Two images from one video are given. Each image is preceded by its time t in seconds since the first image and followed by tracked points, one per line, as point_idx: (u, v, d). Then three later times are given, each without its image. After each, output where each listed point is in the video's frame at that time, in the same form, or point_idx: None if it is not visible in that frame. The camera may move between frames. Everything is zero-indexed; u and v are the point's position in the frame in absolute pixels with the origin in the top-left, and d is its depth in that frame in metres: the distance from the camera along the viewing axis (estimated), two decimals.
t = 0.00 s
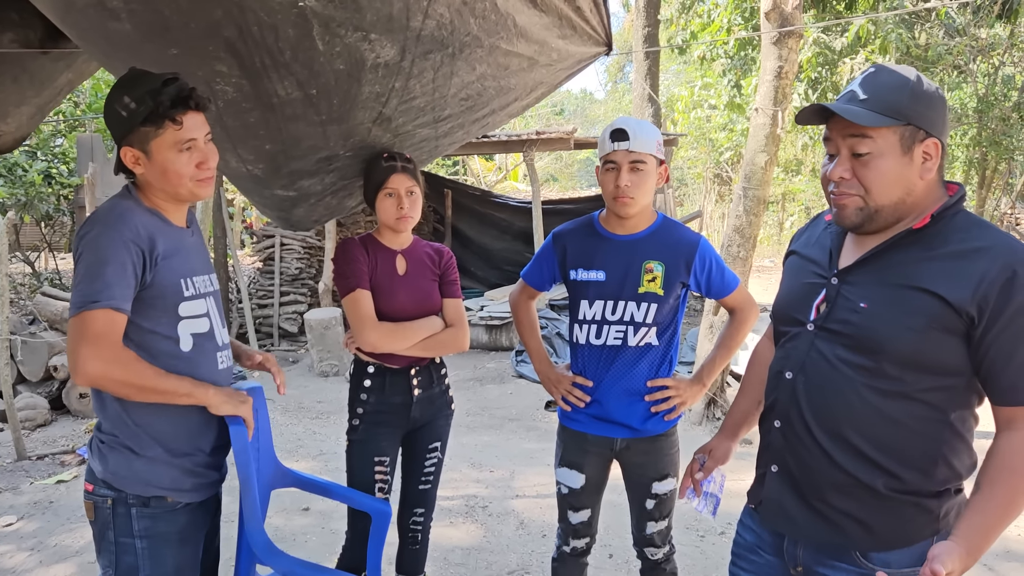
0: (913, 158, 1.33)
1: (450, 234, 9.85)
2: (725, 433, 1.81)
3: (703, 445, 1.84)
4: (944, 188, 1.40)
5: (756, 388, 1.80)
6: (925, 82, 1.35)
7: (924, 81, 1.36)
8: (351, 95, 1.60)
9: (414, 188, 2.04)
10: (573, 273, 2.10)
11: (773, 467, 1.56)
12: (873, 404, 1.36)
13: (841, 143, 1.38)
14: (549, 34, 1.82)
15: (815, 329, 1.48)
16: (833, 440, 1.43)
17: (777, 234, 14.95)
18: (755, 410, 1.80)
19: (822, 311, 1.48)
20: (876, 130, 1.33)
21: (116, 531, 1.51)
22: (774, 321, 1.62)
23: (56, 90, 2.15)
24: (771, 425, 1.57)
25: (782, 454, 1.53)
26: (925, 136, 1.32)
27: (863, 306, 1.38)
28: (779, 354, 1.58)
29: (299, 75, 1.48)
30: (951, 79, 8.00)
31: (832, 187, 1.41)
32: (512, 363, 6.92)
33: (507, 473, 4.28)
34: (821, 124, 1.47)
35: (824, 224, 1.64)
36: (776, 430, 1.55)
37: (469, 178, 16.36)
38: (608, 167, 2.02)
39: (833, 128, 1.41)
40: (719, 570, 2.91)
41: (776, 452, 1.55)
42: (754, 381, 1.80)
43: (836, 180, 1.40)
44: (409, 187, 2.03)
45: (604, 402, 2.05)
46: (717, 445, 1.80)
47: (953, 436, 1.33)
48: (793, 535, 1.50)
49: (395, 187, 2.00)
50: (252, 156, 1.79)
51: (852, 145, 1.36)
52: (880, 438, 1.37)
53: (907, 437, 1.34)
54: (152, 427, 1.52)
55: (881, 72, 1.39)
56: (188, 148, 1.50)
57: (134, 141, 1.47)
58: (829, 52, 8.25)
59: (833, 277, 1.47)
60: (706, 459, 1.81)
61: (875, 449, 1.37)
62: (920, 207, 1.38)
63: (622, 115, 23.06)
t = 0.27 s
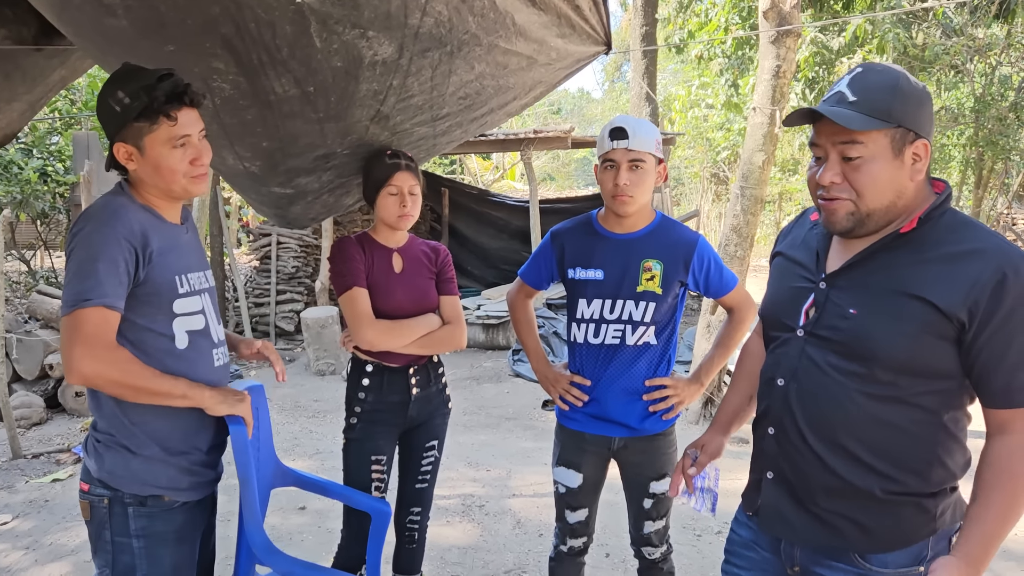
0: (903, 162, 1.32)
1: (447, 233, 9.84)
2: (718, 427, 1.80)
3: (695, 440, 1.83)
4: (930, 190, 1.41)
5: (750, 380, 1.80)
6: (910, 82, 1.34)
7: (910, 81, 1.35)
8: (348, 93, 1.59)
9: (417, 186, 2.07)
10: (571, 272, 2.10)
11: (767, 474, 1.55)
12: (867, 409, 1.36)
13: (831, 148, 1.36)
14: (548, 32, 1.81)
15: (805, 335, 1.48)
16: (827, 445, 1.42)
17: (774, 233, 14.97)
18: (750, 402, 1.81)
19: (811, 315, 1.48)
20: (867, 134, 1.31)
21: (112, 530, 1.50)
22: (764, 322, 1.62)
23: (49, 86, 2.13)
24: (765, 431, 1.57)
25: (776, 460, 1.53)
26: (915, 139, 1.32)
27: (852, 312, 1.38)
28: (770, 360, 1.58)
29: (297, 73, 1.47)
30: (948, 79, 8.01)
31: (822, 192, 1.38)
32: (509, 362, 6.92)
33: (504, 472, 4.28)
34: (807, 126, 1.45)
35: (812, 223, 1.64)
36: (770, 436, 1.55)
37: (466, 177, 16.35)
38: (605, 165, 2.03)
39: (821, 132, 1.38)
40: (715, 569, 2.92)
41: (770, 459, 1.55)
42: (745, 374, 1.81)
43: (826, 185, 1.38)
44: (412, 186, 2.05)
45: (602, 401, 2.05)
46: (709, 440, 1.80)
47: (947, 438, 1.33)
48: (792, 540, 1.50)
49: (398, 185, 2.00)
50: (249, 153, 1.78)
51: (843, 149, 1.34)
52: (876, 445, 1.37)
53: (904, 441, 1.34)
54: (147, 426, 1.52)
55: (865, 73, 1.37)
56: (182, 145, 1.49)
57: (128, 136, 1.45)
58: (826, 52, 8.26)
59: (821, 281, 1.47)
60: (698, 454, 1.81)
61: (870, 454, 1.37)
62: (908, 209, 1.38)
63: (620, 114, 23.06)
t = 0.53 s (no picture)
0: (852, 160, 1.27)
1: (445, 232, 9.84)
2: (693, 436, 1.75)
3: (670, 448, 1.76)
4: (882, 180, 1.37)
5: (730, 379, 1.79)
6: (844, 77, 1.28)
7: (844, 75, 1.29)
8: (346, 89, 1.58)
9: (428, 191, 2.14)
10: (570, 270, 2.09)
11: (765, 488, 1.52)
12: (856, 410, 1.32)
13: (776, 160, 1.29)
14: (547, 29, 1.80)
15: (783, 344, 1.43)
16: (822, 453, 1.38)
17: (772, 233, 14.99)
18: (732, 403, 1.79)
19: (786, 323, 1.43)
20: (812, 142, 1.25)
21: (106, 528, 1.49)
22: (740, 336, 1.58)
23: (44, 83, 2.12)
24: (757, 446, 1.53)
25: (773, 475, 1.49)
26: (859, 134, 1.26)
27: (828, 314, 1.34)
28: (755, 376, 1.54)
29: (294, 69, 1.46)
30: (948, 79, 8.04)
31: (776, 205, 1.32)
32: (507, 361, 6.91)
33: (502, 470, 4.27)
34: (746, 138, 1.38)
35: (771, 225, 1.60)
36: (763, 450, 1.51)
37: (464, 176, 16.36)
38: (605, 162, 2.02)
39: (762, 145, 1.32)
40: (714, 568, 2.91)
41: (765, 474, 1.51)
42: (718, 380, 1.79)
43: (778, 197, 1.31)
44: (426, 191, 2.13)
45: (600, 398, 2.04)
46: (685, 447, 1.73)
47: (941, 425, 1.30)
48: (795, 553, 1.45)
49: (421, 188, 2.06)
50: (246, 151, 1.77)
51: (789, 159, 1.27)
52: (873, 447, 1.32)
53: (901, 439, 1.30)
54: (142, 423, 1.50)
55: (797, 77, 1.32)
56: (174, 140, 1.48)
57: (120, 132, 1.45)
58: (825, 51, 8.27)
59: (791, 285, 1.43)
60: (672, 461, 1.72)
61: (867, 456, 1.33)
62: (866, 202, 1.34)
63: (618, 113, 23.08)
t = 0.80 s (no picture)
0: (846, 160, 1.22)
1: (445, 231, 9.84)
2: (680, 436, 1.67)
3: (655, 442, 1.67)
4: (882, 181, 1.33)
5: (720, 387, 1.70)
6: (830, 74, 1.24)
7: (831, 72, 1.25)
8: (345, 87, 1.57)
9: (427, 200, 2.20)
10: (569, 269, 2.09)
11: (778, 508, 1.45)
12: (871, 423, 1.27)
13: (766, 166, 1.24)
14: (547, 29, 1.80)
15: (791, 357, 1.37)
16: (836, 470, 1.32)
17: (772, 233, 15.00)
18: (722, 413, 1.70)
19: (790, 335, 1.37)
20: (801, 143, 1.20)
21: (103, 527, 1.48)
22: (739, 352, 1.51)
23: (43, 82, 2.12)
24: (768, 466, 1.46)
25: (785, 495, 1.42)
26: (852, 132, 1.22)
27: (837, 324, 1.28)
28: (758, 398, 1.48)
29: (294, 67, 1.46)
30: (947, 78, 8.04)
31: (770, 212, 1.27)
32: (507, 360, 6.91)
33: (501, 469, 4.27)
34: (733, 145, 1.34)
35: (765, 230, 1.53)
36: (774, 470, 1.44)
37: (464, 174, 16.37)
38: (605, 162, 2.02)
39: (749, 152, 1.27)
40: (713, 567, 2.92)
41: (778, 494, 1.44)
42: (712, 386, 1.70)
43: (772, 204, 1.26)
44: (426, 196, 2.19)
45: (599, 397, 2.04)
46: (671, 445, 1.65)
47: (956, 432, 1.26)
48: (810, 574, 1.39)
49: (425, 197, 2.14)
50: (245, 151, 1.76)
51: (780, 163, 1.22)
52: (892, 462, 1.27)
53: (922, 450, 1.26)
54: (140, 422, 1.51)
55: (781, 77, 1.28)
56: (168, 139, 1.47)
57: (114, 130, 1.45)
58: (825, 50, 8.27)
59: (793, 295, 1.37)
60: (654, 454, 1.64)
61: (884, 470, 1.28)
62: (865, 203, 1.30)
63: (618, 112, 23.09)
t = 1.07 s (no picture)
0: (897, 162, 1.07)
1: (445, 229, 9.83)
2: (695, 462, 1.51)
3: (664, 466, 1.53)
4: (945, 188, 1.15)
5: (754, 411, 1.51)
6: (880, 64, 1.10)
7: (882, 62, 1.10)
8: (345, 86, 1.57)
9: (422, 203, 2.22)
10: (569, 268, 2.09)
11: (813, 553, 1.28)
12: (922, 473, 1.09)
13: (802, 167, 1.10)
14: (547, 28, 1.80)
15: (832, 391, 1.20)
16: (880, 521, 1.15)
17: (772, 231, 15.00)
18: (750, 440, 1.52)
19: (831, 365, 1.21)
20: (841, 141, 1.06)
21: (98, 525, 1.48)
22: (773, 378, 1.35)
23: (43, 80, 2.12)
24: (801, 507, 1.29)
25: (823, 542, 1.25)
26: (904, 130, 1.07)
27: (883, 356, 1.12)
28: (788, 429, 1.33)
29: (294, 67, 1.45)
30: (948, 77, 8.03)
31: (807, 220, 1.12)
32: (506, 358, 6.91)
33: (500, 468, 4.27)
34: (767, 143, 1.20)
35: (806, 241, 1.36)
36: (808, 513, 1.28)
37: (464, 172, 16.39)
38: (605, 160, 2.02)
39: (783, 150, 1.14)
40: (712, 566, 2.92)
41: (815, 540, 1.27)
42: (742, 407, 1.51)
43: (809, 211, 1.11)
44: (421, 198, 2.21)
45: (599, 396, 2.04)
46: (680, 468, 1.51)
47: None
48: None
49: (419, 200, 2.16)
50: (245, 150, 1.76)
51: (817, 164, 1.09)
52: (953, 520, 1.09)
53: (991, 507, 1.07)
54: (135, 420, 1.50)
55: (821, 65, 1.14)
56: (151, 139, 1.52)
57: (106, 125, 1.52)
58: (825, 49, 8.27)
59: (835, 319, 1.21)
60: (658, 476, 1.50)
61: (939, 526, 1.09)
62: (922, 214, 1.13)
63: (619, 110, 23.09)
